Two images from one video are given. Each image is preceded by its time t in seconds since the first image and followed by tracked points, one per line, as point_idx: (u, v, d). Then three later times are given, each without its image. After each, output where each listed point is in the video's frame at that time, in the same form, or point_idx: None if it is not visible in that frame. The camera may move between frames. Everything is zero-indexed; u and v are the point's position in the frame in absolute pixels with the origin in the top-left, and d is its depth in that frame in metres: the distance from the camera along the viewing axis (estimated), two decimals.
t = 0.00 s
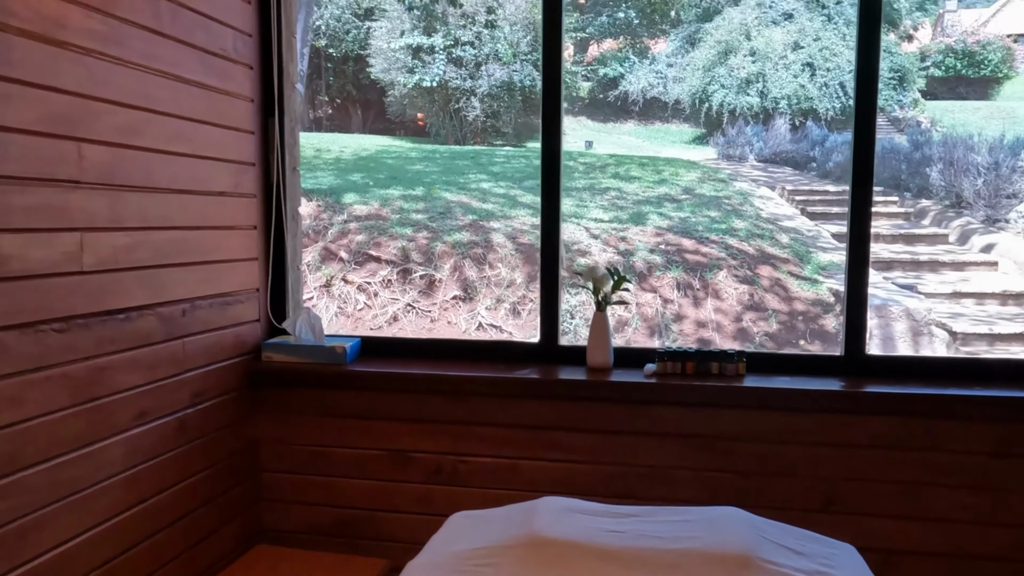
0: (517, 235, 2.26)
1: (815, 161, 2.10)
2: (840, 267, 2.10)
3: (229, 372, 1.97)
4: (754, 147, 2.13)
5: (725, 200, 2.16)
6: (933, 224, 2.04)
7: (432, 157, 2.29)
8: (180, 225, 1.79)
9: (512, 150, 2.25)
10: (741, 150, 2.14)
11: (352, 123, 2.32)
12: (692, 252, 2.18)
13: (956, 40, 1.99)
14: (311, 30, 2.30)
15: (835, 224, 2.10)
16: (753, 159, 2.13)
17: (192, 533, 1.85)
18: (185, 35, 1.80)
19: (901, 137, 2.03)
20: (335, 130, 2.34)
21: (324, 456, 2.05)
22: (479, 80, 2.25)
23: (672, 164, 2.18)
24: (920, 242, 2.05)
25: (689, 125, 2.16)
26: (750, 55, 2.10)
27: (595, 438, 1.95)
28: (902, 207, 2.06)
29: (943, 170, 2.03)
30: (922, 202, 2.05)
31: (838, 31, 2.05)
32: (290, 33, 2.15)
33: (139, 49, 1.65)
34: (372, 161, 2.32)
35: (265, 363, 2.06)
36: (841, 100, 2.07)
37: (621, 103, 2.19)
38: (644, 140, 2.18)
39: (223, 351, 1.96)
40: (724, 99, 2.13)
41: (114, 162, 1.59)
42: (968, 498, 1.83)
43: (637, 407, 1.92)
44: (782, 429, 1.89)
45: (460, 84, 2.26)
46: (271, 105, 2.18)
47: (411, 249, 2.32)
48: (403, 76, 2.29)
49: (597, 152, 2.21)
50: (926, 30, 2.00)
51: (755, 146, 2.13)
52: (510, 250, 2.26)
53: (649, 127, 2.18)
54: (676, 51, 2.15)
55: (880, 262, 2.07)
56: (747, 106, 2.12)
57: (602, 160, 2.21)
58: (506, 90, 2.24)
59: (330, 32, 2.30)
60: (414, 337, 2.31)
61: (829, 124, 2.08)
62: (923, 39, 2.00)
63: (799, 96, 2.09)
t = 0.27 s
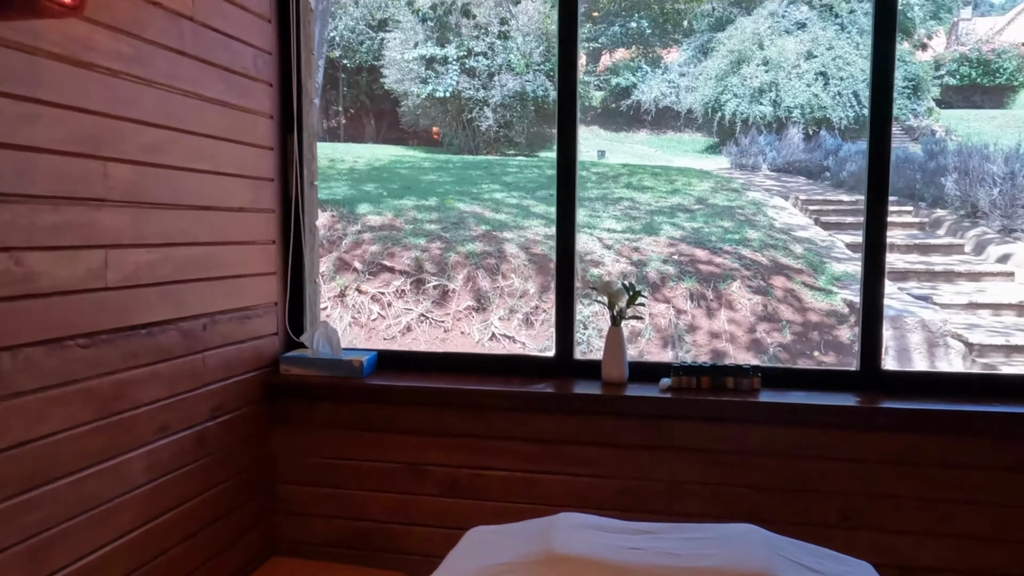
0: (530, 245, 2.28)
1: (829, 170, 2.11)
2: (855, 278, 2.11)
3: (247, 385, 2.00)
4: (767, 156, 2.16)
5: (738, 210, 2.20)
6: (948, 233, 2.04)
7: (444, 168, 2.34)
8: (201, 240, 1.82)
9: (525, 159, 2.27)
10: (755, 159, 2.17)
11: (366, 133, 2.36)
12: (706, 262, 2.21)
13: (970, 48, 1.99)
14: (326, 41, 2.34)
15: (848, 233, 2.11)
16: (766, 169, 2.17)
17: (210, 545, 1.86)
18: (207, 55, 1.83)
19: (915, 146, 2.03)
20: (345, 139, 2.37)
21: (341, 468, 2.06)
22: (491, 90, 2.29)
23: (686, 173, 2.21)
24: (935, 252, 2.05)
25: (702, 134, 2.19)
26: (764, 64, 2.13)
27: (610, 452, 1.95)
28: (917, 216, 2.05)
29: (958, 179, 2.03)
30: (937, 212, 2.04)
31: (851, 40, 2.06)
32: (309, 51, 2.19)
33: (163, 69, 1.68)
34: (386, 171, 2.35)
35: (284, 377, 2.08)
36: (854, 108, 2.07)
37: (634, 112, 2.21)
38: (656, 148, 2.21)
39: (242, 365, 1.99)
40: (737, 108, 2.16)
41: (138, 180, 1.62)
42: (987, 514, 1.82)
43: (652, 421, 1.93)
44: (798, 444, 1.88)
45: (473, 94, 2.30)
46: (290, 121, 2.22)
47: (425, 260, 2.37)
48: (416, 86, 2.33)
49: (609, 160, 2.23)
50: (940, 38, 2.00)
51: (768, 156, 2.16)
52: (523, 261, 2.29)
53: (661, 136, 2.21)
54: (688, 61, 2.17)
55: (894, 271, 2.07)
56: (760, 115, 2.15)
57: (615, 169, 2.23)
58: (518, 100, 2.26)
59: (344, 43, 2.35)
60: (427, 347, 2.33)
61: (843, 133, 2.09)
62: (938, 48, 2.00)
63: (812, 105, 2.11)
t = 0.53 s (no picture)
0: (544, 256, 2.30)
1: (843, 179, 2.11)
2: (870, 288, 2.11)
3: (266, 399, 2.02)
4: (781, 166, 2.17)
5: (752, 221, 2.22)
6: (964, 243, 2.03)
7: (459, 178, 2.36)
8: (222, 257, 1.85)
9: (538, 170, 2.29)
10: (768, 169, 2.19)
11: (380, 143, 2.37)
12: (720, 273, 2.23)
13: (986, 57, 1.99)
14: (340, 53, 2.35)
15: (864, 243, 2.11)
16: (780, 178, 2.18)
17: (230, 558, 1.88)
18: (229, 74, 1.86)
19: (931, 155, 2.03)
20: (357, 149, 2.38)
21: (358, 482, 2.08)
22: (505, 101, 2.31)
23: (700, 185, 2.23)
24: (952, 262, 2.04)
25: (715, 143, 2.20)
26: (777, 74, 2.13)
27: (626, 467, 1.96)
28: (933, 227, 2.04)
29: (975, 189, 2.02)
30: (953, 222, 2.03)
31: (865, 49, 2.07)
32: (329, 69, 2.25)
33: (186, 90, 1.72)
34: (400, 182, 2.38)
35: (302, 391, 2.10)
36: (869, 118, 2.07)
37: (647, 122, 2.23)
38: (670, 157, 2.23)
39: (262, 379, 2.01)
40: (751, 117, 2.17)
41: (162, 198, 1.65)
42: (1007, 531, 1.80)
43: (668, 436, 1.93)
44: (815, 460, 1.88)
45: (487, 105, 2.33)
46: (309, 138, 2.25)
47: (439, 270, 2.40)
48: (430, 96, 2.35)
49: (622, 171, 2.25)
50: (955, 47, 2.00)
51: (782, 166, 2.17)
52: (537, 271, 2.31)
53: (674, 146, 2.23)
54: (701, 71, 2.19)
55: (910, 282, 2.06)
56: (774, 125, 2.16)
57: (628, 180, 2.25)
58: (532, 110, 2.28)
59: (359, 54, 2.36)
60: (442, 357, 2.35)
61: (858, 142, 2.09)
62: (952, 56, 2.00)
63: (826, 114, 2.11)
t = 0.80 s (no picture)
0: (559, 266, 2.31)
1: (860, 188, 2.11)
2: (888, 299, 2.10)
3: (286, 412, 2.04)
4: (797, 174, 2.16)
5: (767, 230, 2.20)
6: (982, 253, 2.02)
7: (473, 187, 2.37)
8: (243, 271, 1.87)
9: (552, 179, 2.30)
10: (784, 177, 2.17)
11: (394, 152, 2.40)
12: (736, 283, 2.22)
13: (1003, 64, 1.99)
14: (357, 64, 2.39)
15: (880, 253, 2.10)
16: (796, 187, 2.16)
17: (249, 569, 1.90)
18: (251, 90, 1.89)
19: (949, 163, 2.02)
20: (371, 158, 2.41)
21: (377, 494, 2.10)
22: (519, 110, 2.32)
23: (715, 195, 2.23)
24: (970, 271, 2.03)
25: (730, 152, 2.20)
26: (792, 82, 2.13)
27: (643, 481, 1.96)
28: (951, 236, 2.03)
29: (993, 198, 2.01)
30: (971, 231, 2.02)
31: (881, 57, 2.07)
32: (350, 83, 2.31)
33: (210, 106, 1.74)
34: (415, 192, 2.40)
35: (321, 403, 2.12)
36: (885, 126, 2.08)
37: (662, 131, 2.22)
38: (684, 166, 2.22)
39: (281, 391, 2.03)
40: (766, 125, 2.16)
41: (186, 214, 1.68)
42: None
43: (686, 450, 1.93)
44: (834, 475, 1.87)
45: (502, 114, 2.33)
46: (329, 154, 2.28)
47: (455, 279, 2.40)
48: (445, 106, 2.36)
49: (637, 180, 2.25)
50: (973, 54, 2.00)
51: (797, 175, 2.16)
52: (552, 281, 2.32)
53: (689, 154, 2.22)
54: (715, 79, 2.18)
55: (929, 292, 2.06)
56: (789, 133, 2.14)
57: (643, 189, 2.24)
58: (546, 120, 2.29)
59: (374, 65, 2.39)
60: (456, 368, 2.37)
61: (874, 151, 2.09)
62: (970, 64, 2.00)
63: (842, 123, 2.11)
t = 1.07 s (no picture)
0: (575, 275, 2.33)
1: (876, 197, 2.12)
2: (905, 309, 2.09)
3: (306, 422, 2.06)
4: (813, 183, 2.19)
5: (784, 239, 2.25)
6: (1002, 261, 2.00)
7: (488, 198, 2.41)
8: (265, 283, 1.90)
9: (567, 187, 2.31)
10: (799, 186, 2.21)
11: (410, 162, 2.43)
12: (752, 292, 2.25)
13: (1022, 71, 1.97)
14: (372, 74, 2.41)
15: (897, 261, 2.10)
16: (812, 196, 2.20)
17: None
18: (273, 105, 1.92)
19: (967, 172, 2.00)
20: (387, 168, 2.43)
21: (395, 504, 2.11)
22: (534, 119, 2.35)
23: (730, 204, 2.26)
24: (990, 281, 2.00)
25: (745, 160, 2.22)
26: (808, 90, 2.14)
27: (661, 493, 1.95)
28: (970, 244, 2.01)
29: (1012, 208, 2.00)
30: (990, 239, 2.00)
31: (898, 65, 2.06)
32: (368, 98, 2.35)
33: (233, 121, 1.77)
34: (430, 201, 2.42)
35: (340, 414, 2.14)
36: (902, 134, 2.06)
37: (677, 139, 2.23)
38: (699, 174, 2.23)
39: (301, 402, 2.05)
40: (781, 133, 2.17)
41: (210, 228, 1.70)
42: None
43: (703, 463, 1.93)
44: (854, 489, 1.86)
45: (516, 123, 2.37)
46: (349, 166, 2.31)
47: (470, 289, 2.46)
48: (460, 116, 2.40)
49: (651, 189, 2.24)
50: (991, 61, 1.97)
51: (814, 183, 2.20)
52: (568, 289, 2.34)
53: (704, 163, 2.23)
54: (730, 87, 2.20)
55: (948, 302, 2.03)
56: (804, 141, 2.16)
57: (658, 198, 2.24)
58: (561, 129, 2.31)
59: (390, 74, 2.41)
60: (471, 376, 2.38)
61: (891, 159, 2.07)
62: (988, 71, 1.98)
63: (858, 131, 2.12)
